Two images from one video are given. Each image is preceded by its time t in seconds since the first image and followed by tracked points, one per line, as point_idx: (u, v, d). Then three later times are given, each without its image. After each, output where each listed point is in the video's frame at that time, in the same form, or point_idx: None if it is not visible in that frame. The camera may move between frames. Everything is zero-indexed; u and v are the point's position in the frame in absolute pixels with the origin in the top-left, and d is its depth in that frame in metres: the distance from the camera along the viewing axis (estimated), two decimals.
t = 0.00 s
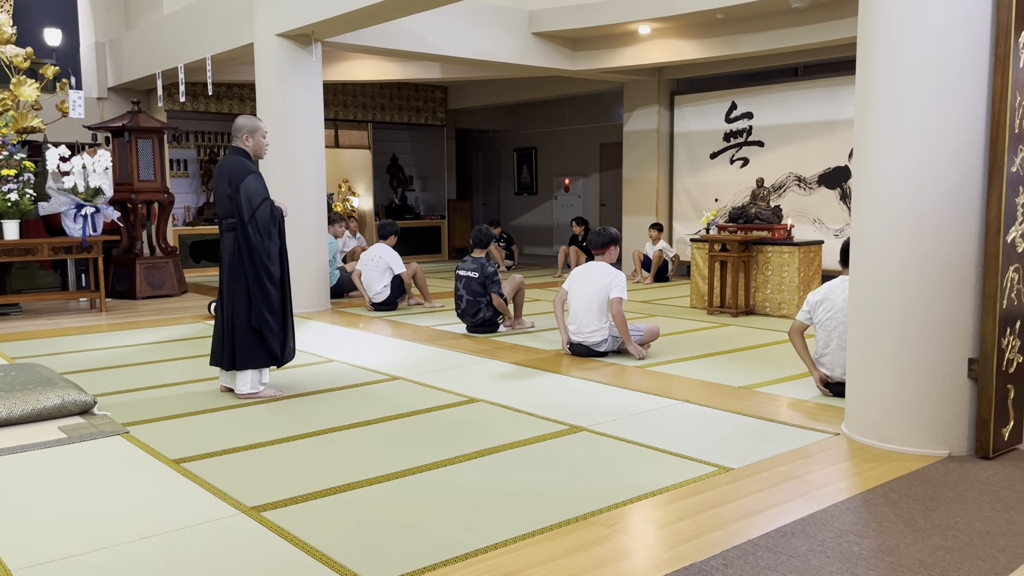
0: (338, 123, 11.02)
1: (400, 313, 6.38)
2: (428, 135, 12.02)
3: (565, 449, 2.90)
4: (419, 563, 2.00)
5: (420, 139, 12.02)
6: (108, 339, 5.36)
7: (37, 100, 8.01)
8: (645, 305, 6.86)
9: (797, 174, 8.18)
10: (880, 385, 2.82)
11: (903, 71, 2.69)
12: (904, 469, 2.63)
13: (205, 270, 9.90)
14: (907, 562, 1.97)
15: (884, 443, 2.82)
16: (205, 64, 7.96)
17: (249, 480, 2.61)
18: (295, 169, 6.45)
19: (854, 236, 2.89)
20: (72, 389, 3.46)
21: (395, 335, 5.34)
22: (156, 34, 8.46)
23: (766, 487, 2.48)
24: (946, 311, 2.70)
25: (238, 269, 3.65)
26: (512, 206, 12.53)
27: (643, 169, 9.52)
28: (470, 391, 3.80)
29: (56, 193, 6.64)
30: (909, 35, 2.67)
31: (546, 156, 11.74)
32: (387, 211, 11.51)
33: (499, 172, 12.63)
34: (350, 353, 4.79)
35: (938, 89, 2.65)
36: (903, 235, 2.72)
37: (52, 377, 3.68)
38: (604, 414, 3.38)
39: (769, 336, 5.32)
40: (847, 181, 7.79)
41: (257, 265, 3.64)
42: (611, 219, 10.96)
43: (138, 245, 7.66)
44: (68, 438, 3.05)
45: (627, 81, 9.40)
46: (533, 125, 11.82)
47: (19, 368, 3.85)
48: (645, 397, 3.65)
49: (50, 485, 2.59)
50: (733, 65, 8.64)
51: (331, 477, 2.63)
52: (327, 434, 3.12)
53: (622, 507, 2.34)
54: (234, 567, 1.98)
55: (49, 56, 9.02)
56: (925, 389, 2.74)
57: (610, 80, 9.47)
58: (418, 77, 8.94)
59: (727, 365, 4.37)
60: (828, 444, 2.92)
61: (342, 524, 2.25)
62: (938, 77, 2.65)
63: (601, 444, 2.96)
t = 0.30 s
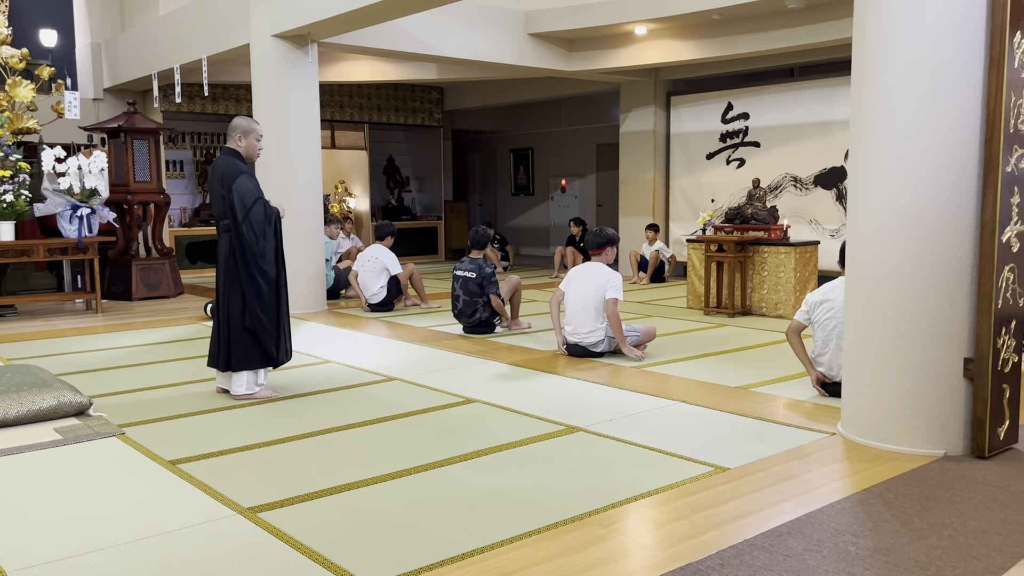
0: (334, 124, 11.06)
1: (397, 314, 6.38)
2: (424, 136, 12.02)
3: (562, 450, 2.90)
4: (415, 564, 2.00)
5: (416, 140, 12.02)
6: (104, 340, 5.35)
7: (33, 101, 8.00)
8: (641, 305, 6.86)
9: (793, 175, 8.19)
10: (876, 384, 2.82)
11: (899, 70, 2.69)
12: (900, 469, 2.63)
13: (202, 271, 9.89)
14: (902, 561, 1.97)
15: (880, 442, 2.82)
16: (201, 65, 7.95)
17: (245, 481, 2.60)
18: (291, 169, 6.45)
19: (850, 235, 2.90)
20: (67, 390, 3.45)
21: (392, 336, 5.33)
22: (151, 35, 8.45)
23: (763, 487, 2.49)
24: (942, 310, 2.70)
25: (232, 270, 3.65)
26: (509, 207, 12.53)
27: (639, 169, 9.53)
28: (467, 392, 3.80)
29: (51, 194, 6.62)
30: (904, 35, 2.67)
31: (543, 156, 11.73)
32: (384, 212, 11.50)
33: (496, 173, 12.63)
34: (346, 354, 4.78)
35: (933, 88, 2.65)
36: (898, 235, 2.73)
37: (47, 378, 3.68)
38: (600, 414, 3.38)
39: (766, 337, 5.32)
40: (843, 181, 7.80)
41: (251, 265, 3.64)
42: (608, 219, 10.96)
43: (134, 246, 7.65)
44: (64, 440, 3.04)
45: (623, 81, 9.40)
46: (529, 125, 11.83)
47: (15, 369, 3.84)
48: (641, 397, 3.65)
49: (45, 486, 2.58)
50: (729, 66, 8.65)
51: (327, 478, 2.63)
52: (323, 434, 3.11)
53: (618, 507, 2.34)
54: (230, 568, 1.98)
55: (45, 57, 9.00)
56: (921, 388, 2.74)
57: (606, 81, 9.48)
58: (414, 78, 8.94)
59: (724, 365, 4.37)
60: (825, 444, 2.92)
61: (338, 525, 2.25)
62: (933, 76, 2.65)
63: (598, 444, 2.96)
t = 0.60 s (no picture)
0: (332, 125, 11.05)
1: (396, 314, 6.38)
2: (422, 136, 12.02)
3: (560, 449, 2.90)
4: (413, 563, 2.00)
5: (414, 140, 12.04)
6: (102, 340, 5.34)
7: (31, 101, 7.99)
8: (639, 305, 6.87)
9: (791, 174, 8.20)
10: (875, 384, 2.82)
11: (896, 70, 2.70)
12: (898, 468, 2.63)
13: (200, 271, 9.88)
14: (900, 560, 1.98)
15: (878, 442, 2.83)
16: (198, 65, 7.95)
17: (244, 482, 2.60)
18: (288, 169, 6.44)
19: (848, 235, 2.90)
20: (65, 390, 3.44)
21: (390, 336, 5.33)
22: (149, 35, 8.44)
23: (761, 486, 2.49)
24: (940, 310, 2.71)
25: (230, 270, 3.64)
26: (507, 207, 12.52)
27: (637, 169, 9.53)
28: (465, 392, 3.80)
29: (49, 194, 6.61)
30: (902, 35, 2.68)
31: (541, 156, 11.73)
32: (382, 212, 11.53)
33: (494, 173, 12.64)
34: (344, 354, 4.78)
35: (931, 88, 2.66)
36: (896, 235, 2.73)
37: (45, 378, 3.67)
38: (599, 414, 3.38)
39: (764, 336, 5.32)
40: (841, 181, 7.80)
41: (249, 265, 3.64)
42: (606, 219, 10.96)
43: (132, 246, 7.65)
44: (62, 440, 3.04)
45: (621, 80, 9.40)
46: (527, 125, 11.82)
47: (12, 369, 3.84)
48: (640, 397, 3.65)
49: (43, 486, 2.58)
50: (728, 66, 8.66)
51: (326, 478, 2.63)
52: (322, 434, 3.11)
53: (617, 507, 2.34)
54: (229, 568, 1.98)
55: (43, 57, 8.98)
56: (919, 388, 2.75)
57: (603, 81, 9.49)
58: (413, 78, 8.94)
59: (722, 365, 4.37)
60: (822, 444, 2.93)
61: (338, 525, 2.25)
62: (930, 77, 2.65)
63: (596, 444, 2.96)
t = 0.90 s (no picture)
0: (331, 123, 11.03)
1: (394, 313, 6.38)
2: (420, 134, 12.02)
3: (559, 448, 2.90)
4: (413, 561, 2.00)
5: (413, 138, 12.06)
6: (101, 339, 5.34)
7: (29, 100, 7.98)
8: (637, 304, 6.87)
9: (790, 173, 8.20)
10: (873, 382, 2.82)
11: (895, 68, 2.70)
12: (896, 466, 2.64)
13: (198, 269, 9.88)
14: (899, 558, 1.98)
15: (876, 440, 2.83)
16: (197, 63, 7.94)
17: (243, 480, 2.60)
18: (287, 167, 6.43)
19: (847, 234, 2.90)
20: (64, 388, 3.44)
21: (389, 334, 5.32)
22: (147, 33, 8.43)
23: (760, 484, 2.49)
24: (938, 309, 2.71)
25: (229, 268, 3.64)
26: (506, 205, 12.45)
27: (636, 168, 9.52)
28: (464, 390, 3.80)
29: (47, 192, 6.61)
30: (900, 34, 2.68)
31: (540, 154, 11.70)
32: (380, 210, 11.56)
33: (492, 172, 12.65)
34: (343, 352, 4.78)
35: (931, 87, 2.65)
36: (895, 234, 2.73)
37: (44, 376, 3.67)
38: (598, 412, 3.38)
39: (762, 335, 5.32)
40: (839, 179, 7.80)
41: (248, 263, 3.63)
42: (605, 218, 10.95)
43: (131, 245, 7.64)
44: (60, 439, 3.04)
45: (620, 79, 9.40)
46: (525, 123, 11.80)
47: (10, 368, 3.83)
48: (638, 395, 3.65)
49: (41, 484, 2.58)
50: (727, 64, 8.66)
51: (324, 476, 2.63)
52: (321, 432, 3.11)
53: (615, 505, 2.34)
54: (228, 566, 1.98)
55: (41, 55, 8.96)
56: (918, 386, 2.75)
57: (602, 79, 9.48)
58: (411, 76, 8.93)
59: (720, 363, 4.37)
60: (821, 442, 2.93)
61: (337, 523, 2.25)
62: (929, 75, 2.65)
63: (594, 442, 2.96)
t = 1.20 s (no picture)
0: (331, 120, 11.07)
1: (394, 310, 6.38)
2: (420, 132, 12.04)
3: (558, 445, 2.90)
4: (413, 559, 2.00)
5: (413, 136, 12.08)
6: (101, 337, 5.34)
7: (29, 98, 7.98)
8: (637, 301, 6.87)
9: (790, 171, 8.20)
10: (872, 379, 2.82)
11: (896, 66, 2.69)
12: (896, 464, 2.64)
13: (198, 267, 9.88)
14: (898, 555, 1.98)
15: (876, 437, 2.83)
16: (197, 60, 7.93)
17: (243, 478, 2.60)
18: (286, 165, 6.43)
19: (847, 232, 2.90)
20: (64, 386, 3.44)
21: (389, 332, 5.32)
22: (146, 31, 8.42)
23: (759, 482, 2.49)
24: (938, 306, 2.71)
25: (231, 266, 3.63)
26: (505, 203, 12.40)
27: (635, 165, 9.53)
28: (464, 388, 3.80)
29: (47, 189, 6.61)
30: (900, 32, 2.68)
31: (539, 152, 11.69)
32: (380, 208, 11.60)
33: (492, 169, 12.64)
34: (343, 350, 4.78)
35: (931, 84, 2.65)
36: (896, 232, 2.73)
37: (44, 374, 3.67)
38: (597, 410, 3.38)
39: (762, 333, 5.32)
40: (840, 177, 7.80)
41: (249, 261, 3.63)
42: (604, 216, 10.94)
43: (130, 243, 7.63)
44: (60, 436, 3.04)
45: (620, 77, 9.40)
46: (525, 121, 11.79)
47: (11, 365, 3.83)
48: (638, 393, 3.65)
49: (41, 482, 2.58)
50: (726, 62, 8.66)
51: (324, 474, 2.63)
52: (320, 430, 3.11)
53: (615, 502, 2.34)
54: (228, 563, 1.98)
55: (40, 53, 8.96)
56: (918, 383, 2.75)
57: (602, 77, 9.50)
58: (411, 74, 8.93)
59: (720, 361, 4.37)
60: (821, 439, 2.93)
61: (337, 521, 2.25)
62: (930, 73, 2.65)
63: (594, 439, 2.96)
